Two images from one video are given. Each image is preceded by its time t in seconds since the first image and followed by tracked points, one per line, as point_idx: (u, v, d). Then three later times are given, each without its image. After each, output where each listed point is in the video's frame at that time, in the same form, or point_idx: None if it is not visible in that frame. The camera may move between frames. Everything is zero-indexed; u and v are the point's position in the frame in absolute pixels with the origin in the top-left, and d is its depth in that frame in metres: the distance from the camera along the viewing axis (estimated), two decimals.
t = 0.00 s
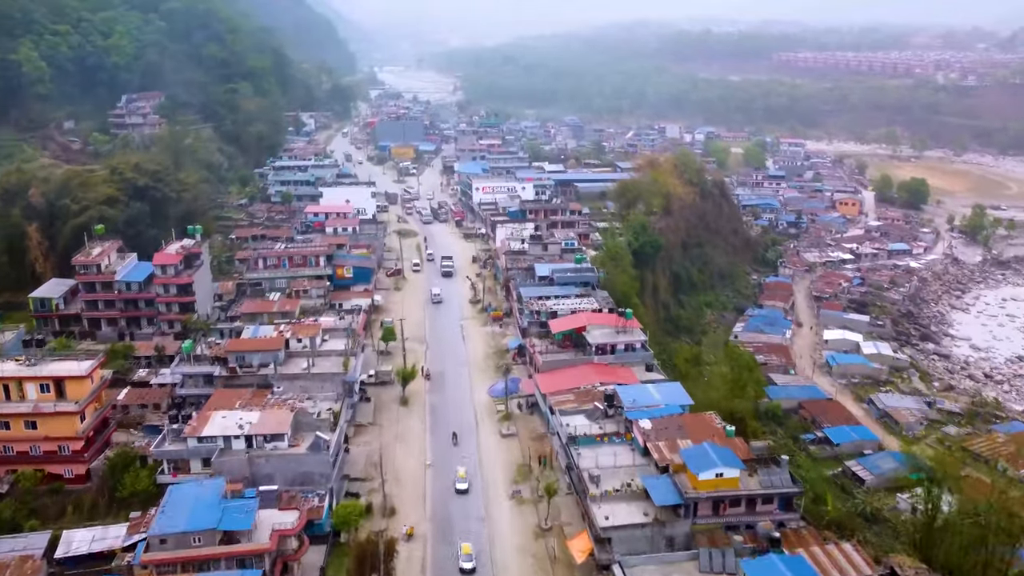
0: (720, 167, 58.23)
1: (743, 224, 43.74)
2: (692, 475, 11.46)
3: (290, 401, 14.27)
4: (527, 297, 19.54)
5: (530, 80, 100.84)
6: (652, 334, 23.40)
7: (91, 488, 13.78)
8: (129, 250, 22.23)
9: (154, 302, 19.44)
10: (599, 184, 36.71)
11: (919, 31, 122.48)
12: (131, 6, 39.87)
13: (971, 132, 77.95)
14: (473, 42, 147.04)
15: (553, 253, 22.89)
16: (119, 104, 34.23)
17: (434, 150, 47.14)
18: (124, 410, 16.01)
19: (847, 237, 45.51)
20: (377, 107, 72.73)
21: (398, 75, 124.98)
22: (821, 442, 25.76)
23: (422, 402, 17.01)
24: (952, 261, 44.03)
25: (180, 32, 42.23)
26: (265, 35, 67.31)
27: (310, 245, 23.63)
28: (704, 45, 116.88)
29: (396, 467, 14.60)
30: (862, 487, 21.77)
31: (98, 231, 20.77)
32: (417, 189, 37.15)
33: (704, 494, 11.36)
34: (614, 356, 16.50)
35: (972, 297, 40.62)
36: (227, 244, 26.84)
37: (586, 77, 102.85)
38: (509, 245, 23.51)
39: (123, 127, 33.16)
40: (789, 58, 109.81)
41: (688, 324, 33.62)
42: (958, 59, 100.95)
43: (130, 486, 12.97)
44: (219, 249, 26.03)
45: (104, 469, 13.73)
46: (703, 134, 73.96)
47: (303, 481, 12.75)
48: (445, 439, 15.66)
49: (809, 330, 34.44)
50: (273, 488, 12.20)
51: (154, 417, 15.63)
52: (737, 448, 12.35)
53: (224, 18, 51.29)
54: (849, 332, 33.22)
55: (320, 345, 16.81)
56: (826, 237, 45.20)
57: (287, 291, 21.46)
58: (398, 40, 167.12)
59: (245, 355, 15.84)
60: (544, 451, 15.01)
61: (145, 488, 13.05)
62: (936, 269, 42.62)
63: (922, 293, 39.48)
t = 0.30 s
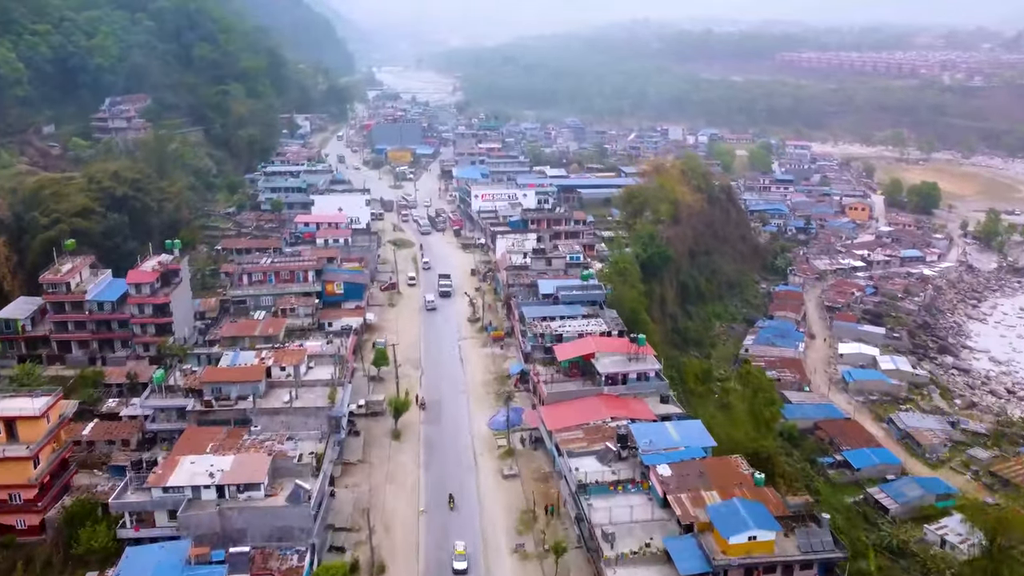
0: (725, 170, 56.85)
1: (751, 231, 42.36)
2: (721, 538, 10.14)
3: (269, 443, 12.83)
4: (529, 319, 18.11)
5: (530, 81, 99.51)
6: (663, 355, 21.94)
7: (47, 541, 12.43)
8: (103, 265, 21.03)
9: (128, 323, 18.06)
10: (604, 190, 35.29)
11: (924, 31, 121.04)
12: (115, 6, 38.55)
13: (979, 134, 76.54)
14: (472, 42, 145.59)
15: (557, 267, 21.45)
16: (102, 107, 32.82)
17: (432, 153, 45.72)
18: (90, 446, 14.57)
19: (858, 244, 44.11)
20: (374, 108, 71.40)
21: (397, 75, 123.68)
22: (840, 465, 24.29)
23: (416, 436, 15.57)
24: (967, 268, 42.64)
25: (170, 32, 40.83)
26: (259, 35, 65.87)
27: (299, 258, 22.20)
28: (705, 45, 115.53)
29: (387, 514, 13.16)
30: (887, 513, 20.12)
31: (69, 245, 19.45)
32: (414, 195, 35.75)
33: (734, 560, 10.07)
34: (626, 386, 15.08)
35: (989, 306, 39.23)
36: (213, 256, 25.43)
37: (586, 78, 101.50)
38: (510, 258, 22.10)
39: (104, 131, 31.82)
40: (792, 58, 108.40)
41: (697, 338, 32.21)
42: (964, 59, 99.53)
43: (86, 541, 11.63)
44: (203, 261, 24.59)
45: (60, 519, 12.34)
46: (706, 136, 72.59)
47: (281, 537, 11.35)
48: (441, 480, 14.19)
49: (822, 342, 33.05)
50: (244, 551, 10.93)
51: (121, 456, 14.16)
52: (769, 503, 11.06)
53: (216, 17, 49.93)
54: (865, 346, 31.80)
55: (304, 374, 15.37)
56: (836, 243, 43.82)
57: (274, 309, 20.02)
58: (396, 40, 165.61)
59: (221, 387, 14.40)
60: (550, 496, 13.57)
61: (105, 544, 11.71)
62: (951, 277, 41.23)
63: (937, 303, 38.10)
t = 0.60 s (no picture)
0: (731, 173, 55.51)
1: (759, 237, 41.03)
2: None
3: (242, 495, 11.46)
4: (532, 343, 16.73)
5: (530, 81, 98.20)
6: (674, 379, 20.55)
7: None
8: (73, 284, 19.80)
9: (98, 347, 16.67)
10: (608, 197, 33.93)
11: (928, 31, 119.69)
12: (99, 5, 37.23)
13: (987, 136, 75.17)
14: (471, 42, 144.16)
15: (561, 284, 20.07)
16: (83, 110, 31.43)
17: (429, 157, 44.36)
18: (50, 491, 13.20)
19: (869, 251, 42.75)
20: (372, 109, 70.01)
21: (395, 76, 122.43)
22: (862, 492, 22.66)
23: (409, 477, 14.20)
24: (982, 276, 41.27)
25: (158, 32, 39.44)
26: (253, 35, 64.49)
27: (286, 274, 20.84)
28: (707, 45, 114.22)
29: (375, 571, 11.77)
30: (914, 546, 18.62)
31: (35, 261, 18.27)
32: (411, 202, 34.40)
33: None
34: (640, 424, 13.71)
35: (1007, 316, 37.83)
36: (197, 269, 24.06)
37: (587, 78, 100.18)
38: (511, 273, 20.74)
39: (85, 135, 30.55)
40: (795, 58, 107.02)
41: (706, 352, 30.83)
42: (970, 60, 98.13)
43: None
44: (185, 275, 23.22)
45: None
46: (709, 138, 71.26)
47: None
48: (436, 529, 12.81)
49: (837, 356, 31.64)
50: None
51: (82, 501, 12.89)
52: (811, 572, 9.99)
53: (208, 16, 48.63)
54: (882, 360, 30.37)
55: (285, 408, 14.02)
56: (847, 250, 42.48)
57: (258, 330, 18.65)
58: (394, 40, 164.17)
59: (192, 425, 13.05)
60: (558, 550, 12.19)
61: None
62: (967, 286, 39.85)
63: (954, 313, 36.71)
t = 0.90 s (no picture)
0: (736, 176, 54.21)
1: (769, 244, 39.67)
2: None
3: (209, 561, 10.05)
4: (535, 372, 15.34)
5: (530, 82, 96.95)
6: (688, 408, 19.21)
7: None
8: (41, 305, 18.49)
9: (63, 377, 15.26)
10: (613, 206, 32.56)
11: (932, 30, 118.31)
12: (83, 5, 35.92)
13: (996, 138, 73.80)
14: (471, 42, 142.72)
15: (567, 303, 18.59)
16: (62, 115, 29.96)
17: (427, 162, 42.95)
18: None
19: (882, 259, 41.34)
20: (369, 111, 68.72)
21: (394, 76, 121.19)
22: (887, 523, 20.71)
23: (400, 527, 12.77)
24: (999, 285, 39.92)
25: (145, 32, 38.00)
26: (247, 36, 63.01)
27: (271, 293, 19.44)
28: (709, 45, 112.95)
29: None
30: None
31: None
32: (408, 210, 33.04)
33: None
34: (656, 467, 12.29)
35: None
36: (178, 285, 22.65)
37: (588, 78, 98.90)
38: (513, 290, 19.35)
39: (66, 142, 29.28)
40: (799, 58, 105.70)
41: (717, 367, 29.46)
42: (975, 60, 96.83)
43: None
44: (166, 292, 21.80)
45: None
46: (713, 140, 69.96)
47: None
48: None
49: (852, 371, 30.29)
50: None
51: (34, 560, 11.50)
52: None
53: (199, 17, 47.35)
54: (901, 377, 28.98)
55: (262, 452, 12.63)
56: (858, 258, 41.15)
57: (239, 355, 17.25)
58: (392, 40, 162.62)
59: (158, 474, 11.66)
60: None
61: None
62: (984, 295, 38.50)
63: (973, 324, 35.35)
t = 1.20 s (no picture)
0: (742, 180, 52.82)
1: (779, 251, 38.28)
2: None
3: None
4: (540, 407, 13.97)
5: (530, 82, 95.55)
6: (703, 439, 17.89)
7: None
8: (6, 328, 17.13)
9: (21, 413, 13.87)
10: (617, 214, 31.06)
11: (937, 29, 116.92)
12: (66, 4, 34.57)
13: (1005, 139, 72.42)
14: (470, 42, 141.32)
15: (574, 325, 17.15)
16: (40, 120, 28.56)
17: (424, 166, 41.56)
18: None
19: (895, 266, 39.99)
20: (366, 112, 67.37)
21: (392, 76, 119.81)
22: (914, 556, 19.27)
23: None
24: (1017, 293, 38.52)
25: (132, 31, 36.61)
26: (241, 36, 61.62)
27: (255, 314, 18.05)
28: (711, 45, 111.54)
29: None
30: None
31: None
32: (404, 217, 31.65)
33: None
34: (680, 524, 10.92)
35: None
36: (158, 303, 21.28)
37: (588, 79, 97.48)
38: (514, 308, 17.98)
39: (44, 147, 27.94)
40: (802, 58, 104.28)
41: (730, 382, 28.07)
42: (982, 60, 95.43)
43: None
44: (143, 310, 20.43)
45: None
46: (717, 142, 68.56)
47: None
48: None
49: (869, 386, 28.91)
50: None
51: None
52: None
53: (190, 16, 46.00)
54: (922, 394, 27.56)
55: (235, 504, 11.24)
56: (871, 265, 39.77)
57: (218, 385, 15.85)
58: (391, 40, 161.20)
59: (114, 534, 10.28)
60: None
61: None
62: (1003, 304, 37.10)
63: (992, 335, 33.96)
